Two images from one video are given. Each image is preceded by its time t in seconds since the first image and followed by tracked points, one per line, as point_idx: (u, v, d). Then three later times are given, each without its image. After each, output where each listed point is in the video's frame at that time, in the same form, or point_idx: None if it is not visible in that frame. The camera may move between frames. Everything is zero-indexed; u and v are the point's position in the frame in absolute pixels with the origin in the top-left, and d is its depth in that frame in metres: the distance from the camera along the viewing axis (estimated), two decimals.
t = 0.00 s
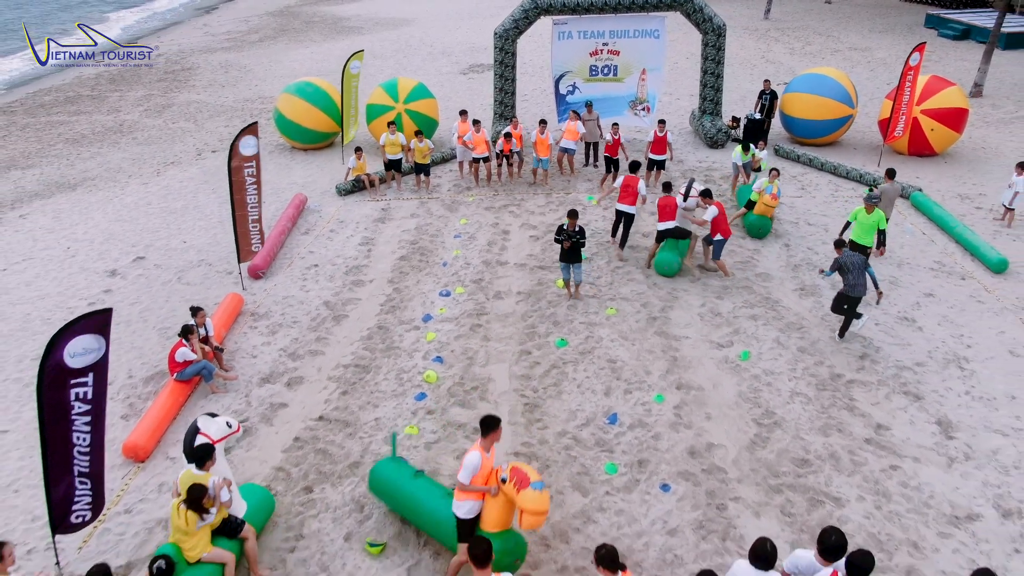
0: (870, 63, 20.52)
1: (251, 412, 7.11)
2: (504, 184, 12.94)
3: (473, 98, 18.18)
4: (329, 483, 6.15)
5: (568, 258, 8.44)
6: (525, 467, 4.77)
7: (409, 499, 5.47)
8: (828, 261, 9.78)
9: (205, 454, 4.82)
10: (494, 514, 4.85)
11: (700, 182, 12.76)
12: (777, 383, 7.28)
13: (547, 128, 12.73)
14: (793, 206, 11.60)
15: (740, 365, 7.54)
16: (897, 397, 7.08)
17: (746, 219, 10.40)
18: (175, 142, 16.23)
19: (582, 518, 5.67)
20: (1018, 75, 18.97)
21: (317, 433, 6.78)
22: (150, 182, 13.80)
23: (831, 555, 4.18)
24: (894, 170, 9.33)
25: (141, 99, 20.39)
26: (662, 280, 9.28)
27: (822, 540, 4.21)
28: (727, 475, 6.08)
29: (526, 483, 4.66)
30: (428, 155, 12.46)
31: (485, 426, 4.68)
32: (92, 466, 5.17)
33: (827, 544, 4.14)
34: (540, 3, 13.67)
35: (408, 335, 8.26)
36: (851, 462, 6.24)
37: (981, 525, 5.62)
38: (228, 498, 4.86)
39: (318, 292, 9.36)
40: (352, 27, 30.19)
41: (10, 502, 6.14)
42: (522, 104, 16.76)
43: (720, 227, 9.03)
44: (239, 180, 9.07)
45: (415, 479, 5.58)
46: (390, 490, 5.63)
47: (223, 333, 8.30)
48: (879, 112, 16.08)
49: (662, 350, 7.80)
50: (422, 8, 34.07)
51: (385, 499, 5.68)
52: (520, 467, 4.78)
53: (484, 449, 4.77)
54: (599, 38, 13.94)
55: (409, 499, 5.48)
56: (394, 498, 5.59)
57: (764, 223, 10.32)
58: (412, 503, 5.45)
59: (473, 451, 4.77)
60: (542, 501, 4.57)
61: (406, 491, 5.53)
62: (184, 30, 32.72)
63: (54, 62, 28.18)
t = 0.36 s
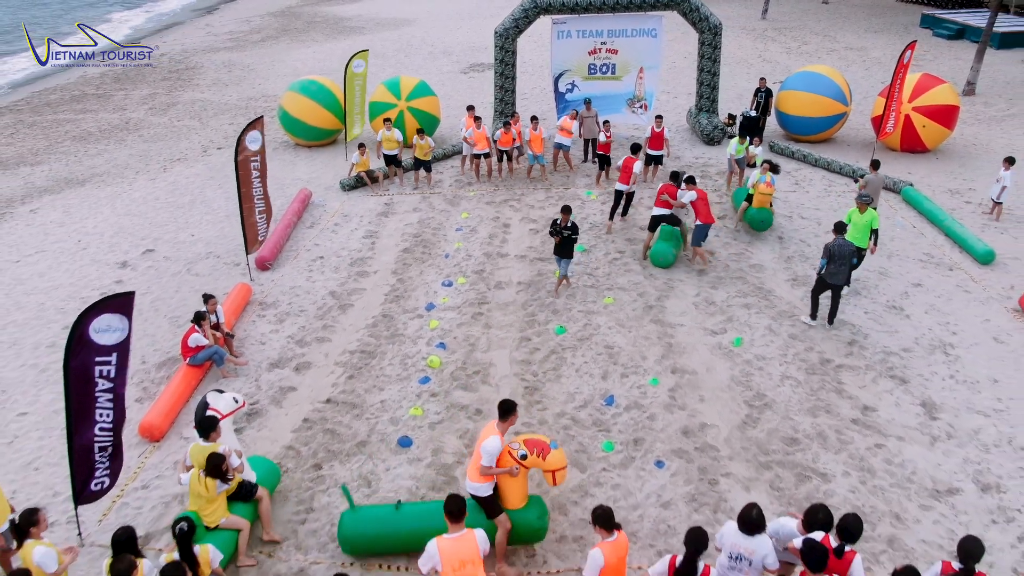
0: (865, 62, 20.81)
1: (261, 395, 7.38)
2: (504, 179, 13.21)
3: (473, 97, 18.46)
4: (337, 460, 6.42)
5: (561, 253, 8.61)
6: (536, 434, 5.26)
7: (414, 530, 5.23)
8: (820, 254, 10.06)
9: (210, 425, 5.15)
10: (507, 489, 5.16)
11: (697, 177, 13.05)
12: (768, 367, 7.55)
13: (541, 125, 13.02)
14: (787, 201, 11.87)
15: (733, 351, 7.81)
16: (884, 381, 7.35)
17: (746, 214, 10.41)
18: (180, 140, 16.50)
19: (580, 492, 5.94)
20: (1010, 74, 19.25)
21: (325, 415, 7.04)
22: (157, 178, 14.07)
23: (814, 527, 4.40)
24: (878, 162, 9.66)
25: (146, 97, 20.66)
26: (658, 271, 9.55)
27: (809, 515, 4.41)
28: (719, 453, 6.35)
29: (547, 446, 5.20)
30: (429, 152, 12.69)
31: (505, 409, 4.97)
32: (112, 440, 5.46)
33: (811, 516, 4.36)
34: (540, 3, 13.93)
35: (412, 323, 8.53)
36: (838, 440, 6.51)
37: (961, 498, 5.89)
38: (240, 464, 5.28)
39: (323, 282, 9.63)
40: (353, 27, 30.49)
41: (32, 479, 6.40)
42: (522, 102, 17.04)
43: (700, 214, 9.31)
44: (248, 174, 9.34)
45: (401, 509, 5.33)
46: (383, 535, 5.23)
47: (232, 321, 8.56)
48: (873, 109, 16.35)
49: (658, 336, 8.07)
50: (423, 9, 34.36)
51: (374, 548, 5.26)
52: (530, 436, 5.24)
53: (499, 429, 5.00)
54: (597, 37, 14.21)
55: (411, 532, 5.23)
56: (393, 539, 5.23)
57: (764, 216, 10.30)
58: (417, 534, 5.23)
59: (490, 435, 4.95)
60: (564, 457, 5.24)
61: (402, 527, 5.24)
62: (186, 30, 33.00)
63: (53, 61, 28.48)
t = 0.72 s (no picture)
0: (860, 61, 21.10)
1: (270, 380, 7.65)
2: (504, 175, 13.48)
3: (474, 96, 18.74)
4: (345, 439, 6.69)
5: (555, 247, 8.91)
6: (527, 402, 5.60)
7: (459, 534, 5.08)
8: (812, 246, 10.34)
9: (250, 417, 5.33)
10: (518, 452, 5.54)
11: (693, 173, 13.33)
12: (760, 352, 7.82)
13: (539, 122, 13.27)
14: (781, 197, 12.15)
15: (726, 338, 8.08)
16: (872, 365, 7.61)
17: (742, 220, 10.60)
18: (186, 138, 16.77)
19: (578, 468, 6.20)
20: (1003, 73, 19.54)
21: (333, 398, 7.31)
22: (164, 174, 14.34)
23: (796, 479, 4.58)
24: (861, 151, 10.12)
25: (151, 96, 20.93)
26: (654, 263, 9.82)
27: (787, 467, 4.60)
28: (711, 432, 6.61)
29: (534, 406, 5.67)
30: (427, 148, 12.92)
31: (514, 402, 5.16)
32: (129, 419, 5.69)
33: (791, 467, 4.54)
34: (539, 3, 14.18)
35: (415, 311, 8.81)
36: (826, 421, 6.77)
37: (943, 474, 6.15)
38: (265, 453, 5.45)
39: (329, 274, 9.90)
40: (355, 27, 30.78)
41: (52, 458, 6.66)
42: (522, 101, 17.33)
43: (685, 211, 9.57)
44: (256, 168, 9.62)
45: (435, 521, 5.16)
46: (430, 549, 5.08)
47: (241, 310, 8.84)
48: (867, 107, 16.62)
49: (654, 324, 8.34)
50: (424, 9, 34.66)
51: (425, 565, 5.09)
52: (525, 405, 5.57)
53: (506, 418, 5.20)
54: (596, 36, 14.48)
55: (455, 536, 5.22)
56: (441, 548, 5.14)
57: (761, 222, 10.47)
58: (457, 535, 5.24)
59: (504, 430, 5.13)
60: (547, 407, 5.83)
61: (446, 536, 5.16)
62: (189, 30, 33.29)
63: (58, 61, 28.76)
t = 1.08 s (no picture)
0: (856, 61, 21.38)
1: (278, 367, 7.89)
2: (505, 172, 13.73)
3: (474, 95, 18.99)
4: (352, 422, 6.93)
5: (549, 239, 9.13)
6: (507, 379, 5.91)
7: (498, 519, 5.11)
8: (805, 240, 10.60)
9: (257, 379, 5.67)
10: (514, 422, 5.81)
11: (690, 170, 13.58)
12: (753, 340, 8.07)
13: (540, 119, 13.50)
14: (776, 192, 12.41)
15: (720, 326, 8.33)
16: (861, 353, 7.86)
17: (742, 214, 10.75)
18: (190, 136, 17.02)
19: (576, 449, 6.44)
20: (996, 72, 19.81)
21: (339, 383, 7.55)
22: (170, 171, 14.58)
23: (787, 450, 4.81)
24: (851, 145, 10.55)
25: (156, 96, 21.18)
26: (651, 256, 10.07)
27: (778, 438, 4.84)
28: (705, 415, 6.86)
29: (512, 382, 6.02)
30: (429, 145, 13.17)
31: (497, 368, 5.56)
32: (146, 399, 5.94)
33: (782, 439, 4.77)
34: (539, 3, 14.40)
35: (418, 302, 9.05)
36: (816, 405, 7.02)
37: (927, 454, 6.40)
38: (273, 415, 5.78)
39: (334, 266, 10.15)
40: (356, 28, 31.03)
41: (69, 440, 6.90)
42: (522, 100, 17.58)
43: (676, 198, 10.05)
44: (263, 163, 9.88)
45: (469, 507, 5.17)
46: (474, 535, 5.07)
47: (249, 301, 9.08)
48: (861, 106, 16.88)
49: (650, 313, 8.59)
50: (424, 10, 34.88)
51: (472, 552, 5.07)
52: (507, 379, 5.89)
53: (494, 386, 5.55)
54: (595, 36, 14.75)
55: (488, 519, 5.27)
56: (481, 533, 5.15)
57: (762, 217, 10.62)
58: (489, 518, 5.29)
59: (492, 394, 5.49)
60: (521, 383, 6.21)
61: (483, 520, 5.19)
62: (191, 31, 33.53)
63: (62, 61, 29.02)
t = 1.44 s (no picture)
0: (851, 61, 21.68)
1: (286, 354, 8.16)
2: (505, 168, 14.02)
3: (475, 94, 19.28)
4: (358, 405, 7.20)
5: (540, 234, 9.36)
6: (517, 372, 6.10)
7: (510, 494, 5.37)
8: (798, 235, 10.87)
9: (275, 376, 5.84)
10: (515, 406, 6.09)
11: (687, 167, 13.85)
12: (745, 329, 8.34)
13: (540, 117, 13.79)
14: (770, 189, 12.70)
15: (714, 315, 8.60)
16: (850, 340, 8.14)
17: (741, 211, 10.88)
18: (196, 134, 17.30)
19: (574, 430, 6.71)
20: (989, 72, 20.12)
21: (345, 369, 7.82)
22: (177, 168, 14.85)
23: (778, 438, 4.98)
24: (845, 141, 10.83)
25: (160, 95, 21.47)
26: (648, 249, 10.34)
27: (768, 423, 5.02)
28: (698, 398, 7.13)
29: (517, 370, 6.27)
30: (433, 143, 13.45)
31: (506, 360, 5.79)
32: (166, 381, 6.23)
33: (773, 425, 4.97)
34: (538, 3, 14.67)
35: (422, 293, 9.32)
36: (805, 388, 7.29)
37: (911, 434, 6.67)
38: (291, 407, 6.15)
39: (339, 259, 10.42)
40: (357, 29, 31.35)
41: (86, 423, 7.16)
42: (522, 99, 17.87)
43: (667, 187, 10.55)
44: (270, 159, 10.17)
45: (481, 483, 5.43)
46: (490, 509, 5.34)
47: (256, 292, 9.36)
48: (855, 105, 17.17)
49: (646, 303, 8.86)
50: (425, 11, 35.17)
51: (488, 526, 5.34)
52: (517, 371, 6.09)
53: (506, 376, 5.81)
54: (593, 36, 15.03)
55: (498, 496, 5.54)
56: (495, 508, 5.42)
57: (760, 213, 10.78)
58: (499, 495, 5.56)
59: (507, 384, 5.69)
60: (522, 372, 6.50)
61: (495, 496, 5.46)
62: (193, 32, 33.83)
63: (67, 61, 29.31)
